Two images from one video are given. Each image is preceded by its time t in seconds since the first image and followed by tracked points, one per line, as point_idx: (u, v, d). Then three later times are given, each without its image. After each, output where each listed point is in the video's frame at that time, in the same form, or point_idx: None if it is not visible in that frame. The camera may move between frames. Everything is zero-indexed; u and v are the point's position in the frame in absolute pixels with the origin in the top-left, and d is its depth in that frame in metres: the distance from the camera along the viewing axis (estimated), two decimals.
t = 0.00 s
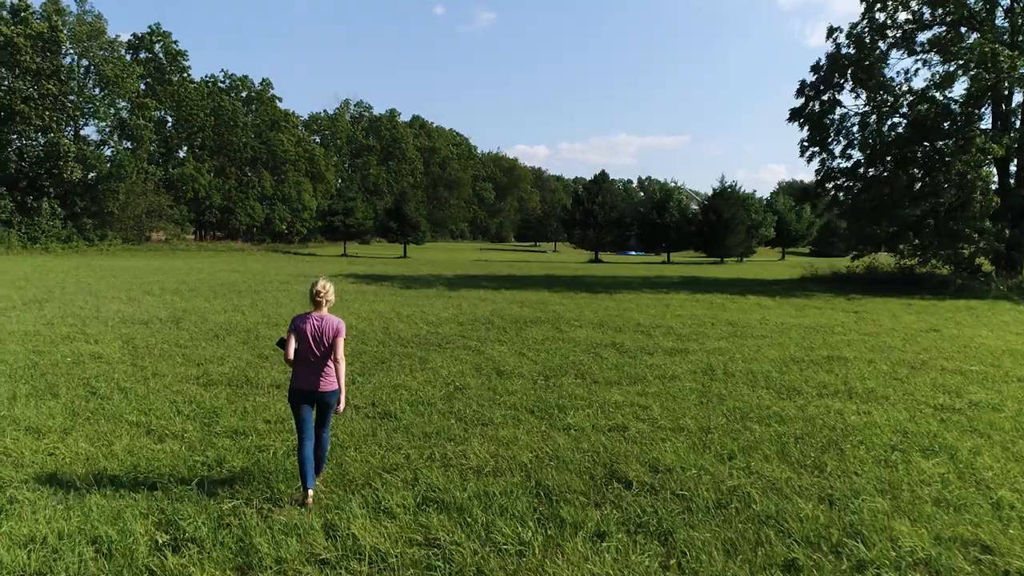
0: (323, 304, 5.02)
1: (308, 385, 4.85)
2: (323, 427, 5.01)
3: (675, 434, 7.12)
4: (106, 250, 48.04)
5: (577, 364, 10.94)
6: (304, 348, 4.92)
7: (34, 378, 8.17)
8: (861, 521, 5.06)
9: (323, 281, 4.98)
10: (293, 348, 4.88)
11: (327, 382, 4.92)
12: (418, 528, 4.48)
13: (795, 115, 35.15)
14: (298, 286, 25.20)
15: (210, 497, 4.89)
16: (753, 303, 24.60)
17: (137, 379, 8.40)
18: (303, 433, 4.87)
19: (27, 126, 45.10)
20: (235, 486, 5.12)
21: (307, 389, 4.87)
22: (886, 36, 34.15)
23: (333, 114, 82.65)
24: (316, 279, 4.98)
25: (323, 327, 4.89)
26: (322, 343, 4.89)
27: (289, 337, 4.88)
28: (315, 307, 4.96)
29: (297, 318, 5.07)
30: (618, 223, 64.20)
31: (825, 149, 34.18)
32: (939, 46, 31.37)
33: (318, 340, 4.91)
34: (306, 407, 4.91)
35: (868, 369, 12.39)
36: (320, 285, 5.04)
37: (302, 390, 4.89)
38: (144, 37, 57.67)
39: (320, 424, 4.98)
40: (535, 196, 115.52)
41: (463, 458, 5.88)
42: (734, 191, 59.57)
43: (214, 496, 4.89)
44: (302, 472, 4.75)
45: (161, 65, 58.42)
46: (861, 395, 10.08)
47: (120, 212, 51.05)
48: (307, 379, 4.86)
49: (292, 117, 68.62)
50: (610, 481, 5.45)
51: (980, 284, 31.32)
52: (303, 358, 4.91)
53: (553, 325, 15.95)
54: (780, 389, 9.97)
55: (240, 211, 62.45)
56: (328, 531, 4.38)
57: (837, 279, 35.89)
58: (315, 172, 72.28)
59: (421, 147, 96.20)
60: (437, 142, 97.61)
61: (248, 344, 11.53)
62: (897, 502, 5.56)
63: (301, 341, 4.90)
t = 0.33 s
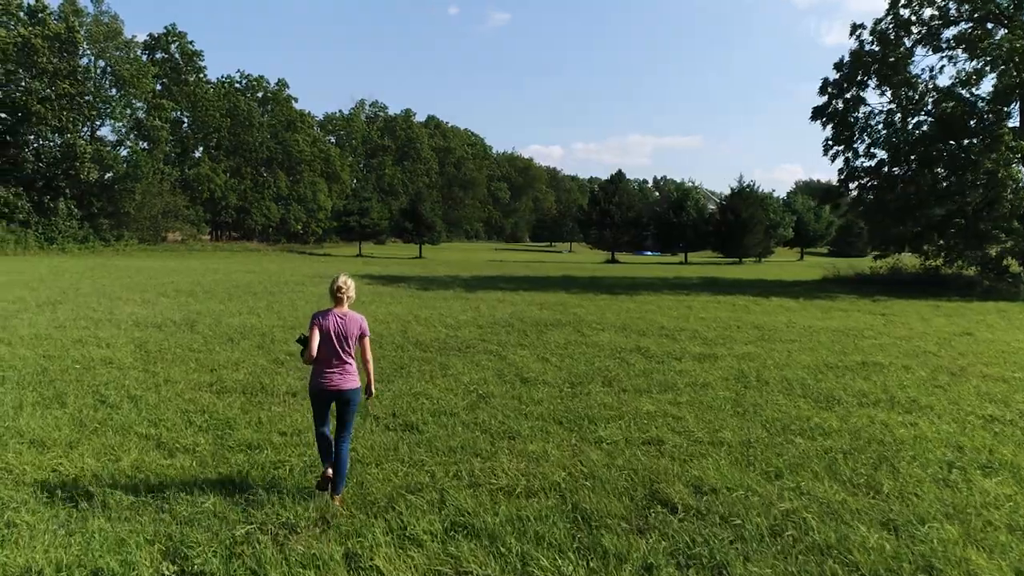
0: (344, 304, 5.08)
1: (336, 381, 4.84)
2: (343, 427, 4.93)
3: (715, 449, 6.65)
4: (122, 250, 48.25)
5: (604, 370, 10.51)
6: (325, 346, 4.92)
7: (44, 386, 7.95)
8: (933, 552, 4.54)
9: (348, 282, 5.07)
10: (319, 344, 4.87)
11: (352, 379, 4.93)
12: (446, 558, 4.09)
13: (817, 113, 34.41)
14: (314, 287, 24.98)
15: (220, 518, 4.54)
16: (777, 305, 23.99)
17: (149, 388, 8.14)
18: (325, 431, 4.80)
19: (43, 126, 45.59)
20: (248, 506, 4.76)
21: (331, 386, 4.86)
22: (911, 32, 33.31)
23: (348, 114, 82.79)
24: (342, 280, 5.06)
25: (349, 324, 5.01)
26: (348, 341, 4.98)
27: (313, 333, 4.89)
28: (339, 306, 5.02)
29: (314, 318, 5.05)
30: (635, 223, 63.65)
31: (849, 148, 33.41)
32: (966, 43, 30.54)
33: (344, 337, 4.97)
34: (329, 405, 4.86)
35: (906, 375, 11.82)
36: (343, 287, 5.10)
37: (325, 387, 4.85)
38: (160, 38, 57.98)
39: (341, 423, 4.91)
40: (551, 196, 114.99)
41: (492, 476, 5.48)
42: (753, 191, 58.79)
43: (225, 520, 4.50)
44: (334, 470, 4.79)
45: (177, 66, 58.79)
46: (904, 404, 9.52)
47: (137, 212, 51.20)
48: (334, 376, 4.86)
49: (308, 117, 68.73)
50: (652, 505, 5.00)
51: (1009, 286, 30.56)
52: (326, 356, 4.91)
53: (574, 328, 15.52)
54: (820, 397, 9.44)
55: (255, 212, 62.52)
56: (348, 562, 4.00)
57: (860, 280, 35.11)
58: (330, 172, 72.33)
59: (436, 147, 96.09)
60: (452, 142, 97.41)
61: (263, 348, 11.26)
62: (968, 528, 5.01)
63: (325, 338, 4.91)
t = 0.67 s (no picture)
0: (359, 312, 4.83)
1: (350, 392, 4.65)
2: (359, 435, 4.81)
3: (759, 462, 6.18)
4: (136, 250, 48.37)
5: (631, 374, 10.09)
6: (340, 355, 4.69)
7: (50, 391, 7.66)
8: None
9: (361, 291, 4.77)
10: (334, 354, 4.64)
11: (365, 390, 4.74)
12: None
13: (838, 111, 33.67)
14: (328, 286, 24.76)
15: (231, 540, 4.18)
16: (799, 305, 23.42)
17: (161, 393, 7.86)
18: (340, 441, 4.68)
19: (57, 126, 45.99)
20: (261, 525, 4.40)
21: (346, 396, 4.67)
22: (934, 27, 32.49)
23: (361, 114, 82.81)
24: (355, 289, 4.77)
25: (365, 334, 4.70)
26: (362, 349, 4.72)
27: (328, 344, 4.63)
28: (354, 315, 4.75)
29: (329, 325, 4.80)
30: (649, 223, 63.11)
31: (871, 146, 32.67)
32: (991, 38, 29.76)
33: (359, 347, 4.70)
34: (344, 415, 4.70)
35: (945, 377, 11.25)
36: (357, 295, 4.80)
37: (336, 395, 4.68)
38: (174, 38, 58.13)
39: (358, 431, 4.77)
40: (564, 195, 114.44)
41: (523, 493, 5.08)
42: (769, 190, 58.11)
43: (236, 543, 4.15)
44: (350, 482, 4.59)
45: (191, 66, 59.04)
46: (948, 409, 9.03)
47: (151, 212, 51.25)
48: (347, 387, 4.66)
49: (321, 117, 68.70)
50: (699, 527, 4.56)
51: None
52: (341, 365, 4.69)
53: (593, 330, 15.13)
54: (859, 402, 8.95)
55: (269, 212, 62.55)
56: None
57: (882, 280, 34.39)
58: (343, 172, 72.31)
59: (449, 147, 95.89)
60: (465, 142, 97.18)
61: (278, 351, 10.95)
62: None
63: (340, 347, 4.68)
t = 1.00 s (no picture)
0: (367, 305, 4.80)
1: (356, 386, 4.65)
2: (372, 429, 4.78)
3: (800, 473, 5.74)
4: (143, 248, 48.30)
5: (652, 377, 9.68)
6: (348, 348, 4.71)
7: (50, 394, 7.39)
8: None
9: (369, 284, 4.76)
10: (338, 348, 4.67)
11: (373, 383, 4.69)
12: None
13: (854, 107, 33.09)
14: (336, 284, 24.49)
15: (236, 564, 3.84)
16: (816, 304, 22.92)
17: (166, 396, 7.56)
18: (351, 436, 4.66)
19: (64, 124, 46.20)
20: (267, 545, 4.06)
21: (353, 390, 4.65)
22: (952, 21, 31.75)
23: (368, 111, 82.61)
24: (363, 280, 4.77)
25: (371, 326, 4.71)
26: (367, 341, 4.68)
27: (333, 337, 4.66)
28: (361, 308, 4.75)
29: (339, 320, 4.84)
30: (659, 220, 62.67)
31: (887, 143, 32.08)
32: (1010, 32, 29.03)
33: (365, 339, 4.68)
34: (353, 410, 4.68)
35: (978, 378, 10.79)
36: (366, 288, 4.81)
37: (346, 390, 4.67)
38: (181, 35, 58.07)
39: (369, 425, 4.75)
40: (572, 193, 113.87)
41: (550, 509, 4.70)
42: (780, 187, 57.60)
43: (241, 567, 3.81)
44: (346, 476, 4.65)
45: (198, 63, 58.99)
46: (987, 412, 8.55)
47: (158, 210, 51.15)
48: (354, 381, 4.66)
49: (329, 115, 68.45)
50: (746, 551, 4.15)
51: None
52: (348, 359, 4.70)
53: (608, 330, 14.74)
54: (893, 405, 8.49)
55: (276, 209, 62.48)
56: None
57: (898, 278, 33.79)
58: (351, 170, 72.12)
59: (456, 144, 95.53)
60: (472, 139, 96.85)
61: (286, 351, 10.63)
62: None
63: (345, 341, 4.69)
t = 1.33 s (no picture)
0: (379, 311, 4.71)
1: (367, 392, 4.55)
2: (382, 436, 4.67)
3: (835, 488, 5.36)
4: (144, 247, 48.14)
5: (668, 382, 9.30)
6: (359, 354, 4.63)
7: (39, 403, 7.05)
8: None
9: (381, 289, 4.69)
10: (349, 354, 4.58)
11: (385, 390, 4.61)
12: None
13: (862, 105, 32.75)
14: (338, 284, 24.17)
15: None
16: (826, 305, 22.55)
17: (163, 406, 7.20)
18: (361, 443, 4.57)
19: (65, 123, 46.03)
20: None
21: (364, 396, 4.56)
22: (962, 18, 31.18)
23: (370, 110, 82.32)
24: (376, 286, 4.71)
25: (382, 332, 4.64)
26: (378, 347, 4.62)
27: (344, 343, 4.57)
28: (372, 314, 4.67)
29: (349, 326, 4.76)
30: (662, 219, 62.36)
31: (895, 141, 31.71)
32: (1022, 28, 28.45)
33: (377, 346, 4.61)
34: (364, 416, 4.62)
35: (1005, 384, 10.36)
36: (378, 294, 4.73)
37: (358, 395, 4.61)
38: (182, 34, 57.78)
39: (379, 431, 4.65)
40: (574, 192, 113.55)
41: (573, 533, 4.34)
42: (784, 186, 57.33)
43: None
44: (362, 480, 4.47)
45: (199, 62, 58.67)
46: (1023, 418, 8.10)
47: (159, 209, 50.93)
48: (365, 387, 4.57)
49: (330, 113, 68.09)
50: None
51: None
52: (359, 364, 4.61)
53: (617, 333, 14.39)
54: (923, 413, 8.07)
55: (278, 208, 62.29)
56: None
57: (907, 279, 33.38)
58: (353, 169, 71.83)
59: (458, 143, 95.20)
60: (474, 138, 96.60)
61: (287, 356, 10.26)
62: None
63: (355, 346, 4.59)
